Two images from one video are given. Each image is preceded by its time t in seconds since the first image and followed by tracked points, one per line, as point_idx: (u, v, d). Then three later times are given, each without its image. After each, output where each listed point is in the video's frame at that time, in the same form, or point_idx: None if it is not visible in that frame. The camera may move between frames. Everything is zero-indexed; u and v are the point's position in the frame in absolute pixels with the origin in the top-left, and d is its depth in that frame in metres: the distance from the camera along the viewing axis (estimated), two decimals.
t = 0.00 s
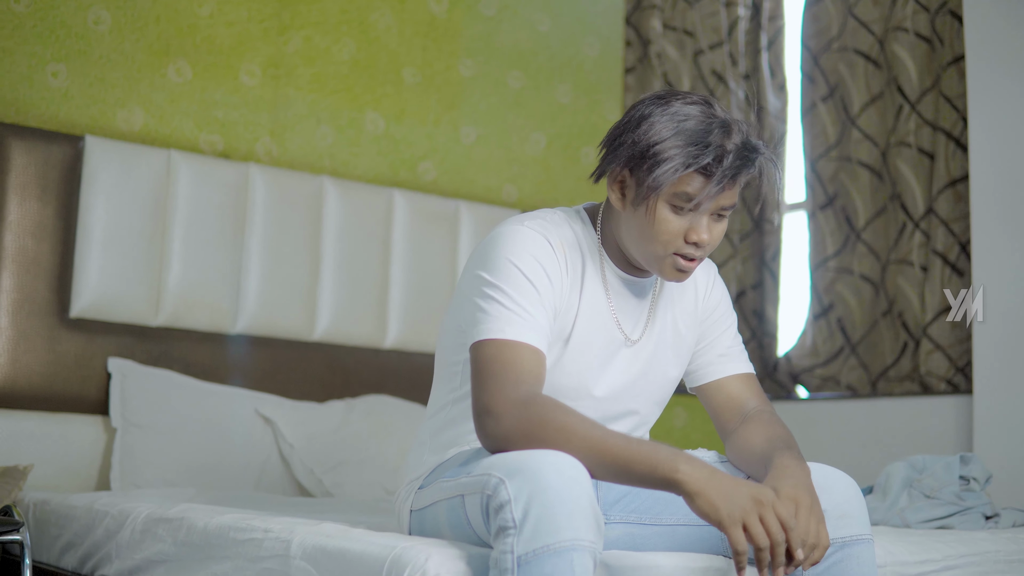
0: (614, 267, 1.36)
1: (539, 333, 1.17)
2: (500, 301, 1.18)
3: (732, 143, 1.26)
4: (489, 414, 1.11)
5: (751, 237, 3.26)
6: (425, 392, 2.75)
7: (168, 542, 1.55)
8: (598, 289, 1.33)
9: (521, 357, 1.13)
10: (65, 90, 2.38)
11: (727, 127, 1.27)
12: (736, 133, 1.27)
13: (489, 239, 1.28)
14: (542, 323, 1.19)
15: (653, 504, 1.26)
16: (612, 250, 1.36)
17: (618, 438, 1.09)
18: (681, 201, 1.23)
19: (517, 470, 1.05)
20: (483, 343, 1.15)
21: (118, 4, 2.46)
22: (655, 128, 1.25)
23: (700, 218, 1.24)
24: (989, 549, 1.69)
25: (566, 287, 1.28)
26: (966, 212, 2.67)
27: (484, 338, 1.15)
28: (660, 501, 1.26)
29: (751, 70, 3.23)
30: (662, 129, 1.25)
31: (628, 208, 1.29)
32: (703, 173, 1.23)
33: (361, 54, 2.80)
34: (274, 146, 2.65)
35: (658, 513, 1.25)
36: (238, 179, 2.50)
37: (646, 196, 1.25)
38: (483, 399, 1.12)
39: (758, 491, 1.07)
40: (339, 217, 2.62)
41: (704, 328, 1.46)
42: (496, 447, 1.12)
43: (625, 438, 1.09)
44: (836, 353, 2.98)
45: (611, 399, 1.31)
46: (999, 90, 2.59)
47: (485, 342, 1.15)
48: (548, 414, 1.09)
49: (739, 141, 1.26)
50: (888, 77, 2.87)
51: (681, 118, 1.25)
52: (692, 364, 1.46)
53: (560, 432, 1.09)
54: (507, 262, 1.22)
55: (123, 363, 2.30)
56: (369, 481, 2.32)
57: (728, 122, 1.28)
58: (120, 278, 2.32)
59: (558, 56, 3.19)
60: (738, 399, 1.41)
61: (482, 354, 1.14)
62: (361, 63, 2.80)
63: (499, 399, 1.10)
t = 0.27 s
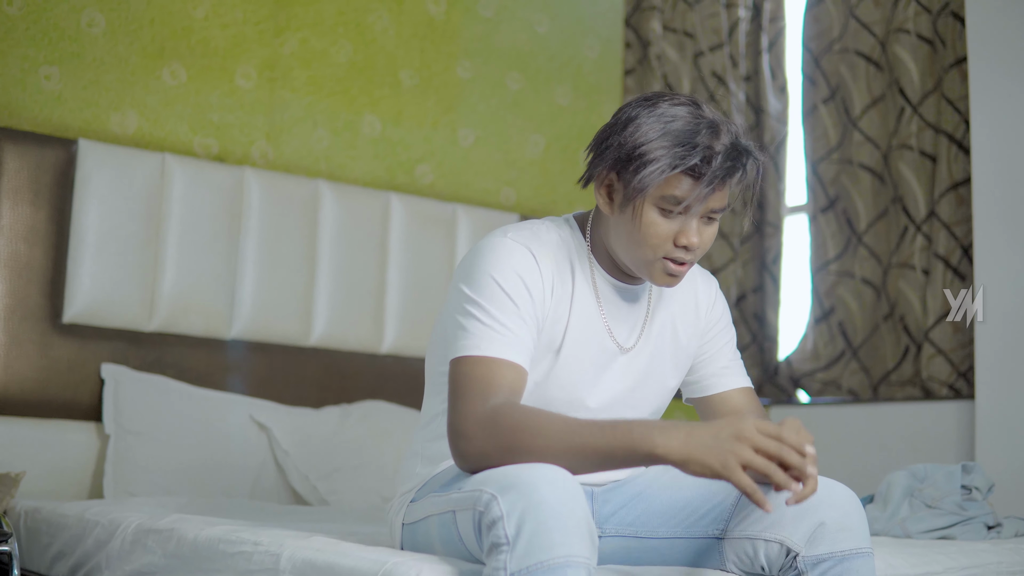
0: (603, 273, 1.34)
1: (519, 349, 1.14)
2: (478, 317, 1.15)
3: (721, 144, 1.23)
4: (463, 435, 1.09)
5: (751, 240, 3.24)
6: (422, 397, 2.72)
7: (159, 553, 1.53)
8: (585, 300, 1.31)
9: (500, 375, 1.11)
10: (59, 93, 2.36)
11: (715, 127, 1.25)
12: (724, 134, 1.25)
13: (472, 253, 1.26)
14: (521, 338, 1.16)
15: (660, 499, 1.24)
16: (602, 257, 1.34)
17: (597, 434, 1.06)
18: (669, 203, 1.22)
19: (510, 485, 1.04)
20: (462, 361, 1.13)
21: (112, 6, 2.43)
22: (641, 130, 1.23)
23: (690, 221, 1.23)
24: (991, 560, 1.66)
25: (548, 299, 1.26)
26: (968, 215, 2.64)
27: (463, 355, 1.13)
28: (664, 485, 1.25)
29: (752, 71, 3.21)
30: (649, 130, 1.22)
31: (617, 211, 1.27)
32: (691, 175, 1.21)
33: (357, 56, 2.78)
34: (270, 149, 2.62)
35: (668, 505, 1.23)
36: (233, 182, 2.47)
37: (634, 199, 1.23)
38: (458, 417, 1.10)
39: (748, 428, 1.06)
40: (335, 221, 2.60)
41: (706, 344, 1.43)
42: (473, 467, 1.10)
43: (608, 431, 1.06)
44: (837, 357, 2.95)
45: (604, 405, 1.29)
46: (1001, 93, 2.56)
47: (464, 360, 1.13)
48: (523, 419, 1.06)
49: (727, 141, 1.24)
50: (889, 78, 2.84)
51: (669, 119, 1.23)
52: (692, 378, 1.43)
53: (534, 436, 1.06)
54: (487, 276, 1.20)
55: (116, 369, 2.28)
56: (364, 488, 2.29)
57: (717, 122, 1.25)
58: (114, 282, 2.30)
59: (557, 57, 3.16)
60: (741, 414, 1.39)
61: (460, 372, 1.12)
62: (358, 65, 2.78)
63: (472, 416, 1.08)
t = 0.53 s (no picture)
0: (597, 280, 1.33)
1: (507, 362, 1.13)
2: (464, 330, 1.14)
3: (711, 147, 1.23)
4: (450, 450, 1.07)
5: (751, 243, 3.22)
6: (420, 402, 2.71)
7: (152, 562, 1.51)
8: (577, 311, 1.30)
9: (486, 387, 1.09)
10: (54, 96, 2.34)
11: (706, 130, 1.25)
12: (715, 137, 1.25)
13: (460, 265, 1.25)
14: (509, 348, 1.14)
15: (659, 501, 1.27)
16: (595, 265, 1.34)
17: (581, 423, 1.02)
18: (661, 208, 1.21)
19: (504, 496, 1.04)
20: (450, 376, 1.12)
21: (107, 8, 2.42)
22: (632, 133, 1.22)
23: (682, 225, 1.21)
24: (993, 569, 1.64)
25: (537, 307, 1.25)
26: (969, 218, 2.62)
27: (450, 369, 1.12)
28: (663, 489, 1.29)
29: (752, 73, 3.19)
30: (640, 133, 1.22)
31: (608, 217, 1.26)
32: (682, 178, 1.20)
33: (355, 58, 2.76)
34: (266, 152, 2.61)
35: (667, 504, 1.26)
36: (229, 186, 2.45)
37: (625, 204, 1.22)
38: (445, 431, 1.08)
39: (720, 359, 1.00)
40: (332, 224, 2.58)
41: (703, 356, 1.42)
42: (463, 481, 1.08)
43: (590, 414, 1.02)
44: (838, 361, 2.94)
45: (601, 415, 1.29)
46: (1003, 95, 2.54)
47: (451, 374, 1.11)
48: (506, 422, 1.04)
49: (718, 145, 1.24)
50: (890, 80, 2.83)
51: (659, 122, 1.23)
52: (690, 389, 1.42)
53: (517, 439, 1.03)
54: (474, 287, 1.18)
55: (111, 374, 2.26)
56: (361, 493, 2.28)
57: (707, 126, 1.26)
58: (109, 286, 2.28)
59: (556, 60, 3.15)
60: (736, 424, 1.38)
61: (448, 386, 1.11)
62: (355, 67, 2.76)
63: (457, 428, 1.06)
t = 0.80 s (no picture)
0: (592, 289, 1.32)
1: (503, 369, 1.11)
2: (460, 339, 1.13)
3: (704, 152, 1.23)
4: (450, 459, 1.05)
5: (752, 247, 3.20)
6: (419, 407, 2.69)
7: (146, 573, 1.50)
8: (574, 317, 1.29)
9: (483, 394, 1.08)
10: (49, 100, 2.32)
11: (699, 135, 1.24)
12: (707, 142, 1.24)
13: (452, 276, 1.24)
14: (505, 355, 1.13)
15: (659, 513, 1.25)
16: (589, 272, 1.33)
17: (585, 401, 1.03)
18: (653, 214, 1.19)
19: (500, 509, 1.02)
20: (445, 387, 1.10)
21: (103, 11, 2.40)
22: (624, 139, 1.21)
23: (676, 231, 1.20)
24: None
25: (533, 313, 1.24)
26: (971, 222, 2.60)
27: (446, 379, 1.10)
28: (662, 502, 1.28)
29: (753, 76, 3.18)
30: (631, 139, 1.21)
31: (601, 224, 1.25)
32: (674, 183, 1.19)
33: (353, 61, 2.74)
34: (264, 156, 2.59)
35: (667, 514, 1.24)
36: (226, 190, 2.44)
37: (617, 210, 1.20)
38: (443, 441, 1.07)
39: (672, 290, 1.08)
40: (330, 228, 2.57)
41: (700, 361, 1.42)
42: (465, 492, 1.06)
43: (600, 384, 1.04)
44: (839, 365, 2.92)
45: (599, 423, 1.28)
46: (1005, 98, 2.52)
47: (447, 385, 1.10)
48: (506, 421, 1.02)
49: (711, 151, 1.23)
50: (892, 83, 2.81)
51: (651, 127, 1.21)
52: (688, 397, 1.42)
53: (518, 437, 1.02)
54: (467, 296, 1.17)
55: (107, 380, 2.25)
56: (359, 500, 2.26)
57: (700, 131, 1.25)
58: (105, 292, 2.26)
59: (555, 63, 3.13)
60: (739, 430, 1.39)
61: (443, 397, 1.10)
62: (354, 71, 2.74)
63: (456, 434, 1.05)
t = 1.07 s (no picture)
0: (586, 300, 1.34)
1: (504, 371, 1.13)
2: (461, 344, 1.14)
3: (705, 164, 1.26)
4: (461, 463, 1.06)
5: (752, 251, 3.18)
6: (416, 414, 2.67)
7: None
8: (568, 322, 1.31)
9: (483, 394, 1.09)
10: (44, 105, 2.30)
11: (699, 147, 1.26)
12: (708, 153, 1.27)
13: (446, 286, 1.24)
14: (506, 357, 1.15)
15: (656, 528, 1.23)
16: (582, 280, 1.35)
17: (581, 372, 1.10)
18: (649, 226, 1.23)
19: (493, 526, 1.01)
20: (448, 393, 1.11)
21: (99, 15, 2.38)
22: (624, 150, 1.23)
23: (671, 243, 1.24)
24: None
25: (530, 317, 1.25)
26: (973, 226, 2.57)
27: (449, 385, 1.11)
28: (659, 516, 1.26)
29: (753, 79, 3.16)
30: (633, 150, 1.23)
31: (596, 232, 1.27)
32: (669, 196, 1.24)
33: (350, 65, 2.72)
34: (260, 161, 2.57)
35: (665, 529, 1.22)
36: (222, 195, 2.42)
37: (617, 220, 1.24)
38: (451, 445, 1.07)
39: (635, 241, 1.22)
40: (327, 234, 2.55)
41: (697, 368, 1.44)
42: (477, 497, 1.07)
43: (591, 350, 1.12)
44: (840, 371, 2.89)
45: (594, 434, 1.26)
46: (1008, 102, 2.49)
47: (450, 391, 1.11)
48: (513, 412, 1.05)
49: (710, 163, 1.26)
50: (893, 86, 2.78)
51: (651, 139, 1.24)
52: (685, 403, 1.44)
53: (526, 424, 1.05)
54: (465, 303, 1.18)
55: (101, 388, 2.22)
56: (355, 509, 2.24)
57: (700, 142, 1.27)
58: (99, 298, 2.24)
59: (554, 66, 3.11)
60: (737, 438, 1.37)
61: (446, 403, 1.10)
62: (351, 74, 2.72)
63: (464, 436, 1.05)
